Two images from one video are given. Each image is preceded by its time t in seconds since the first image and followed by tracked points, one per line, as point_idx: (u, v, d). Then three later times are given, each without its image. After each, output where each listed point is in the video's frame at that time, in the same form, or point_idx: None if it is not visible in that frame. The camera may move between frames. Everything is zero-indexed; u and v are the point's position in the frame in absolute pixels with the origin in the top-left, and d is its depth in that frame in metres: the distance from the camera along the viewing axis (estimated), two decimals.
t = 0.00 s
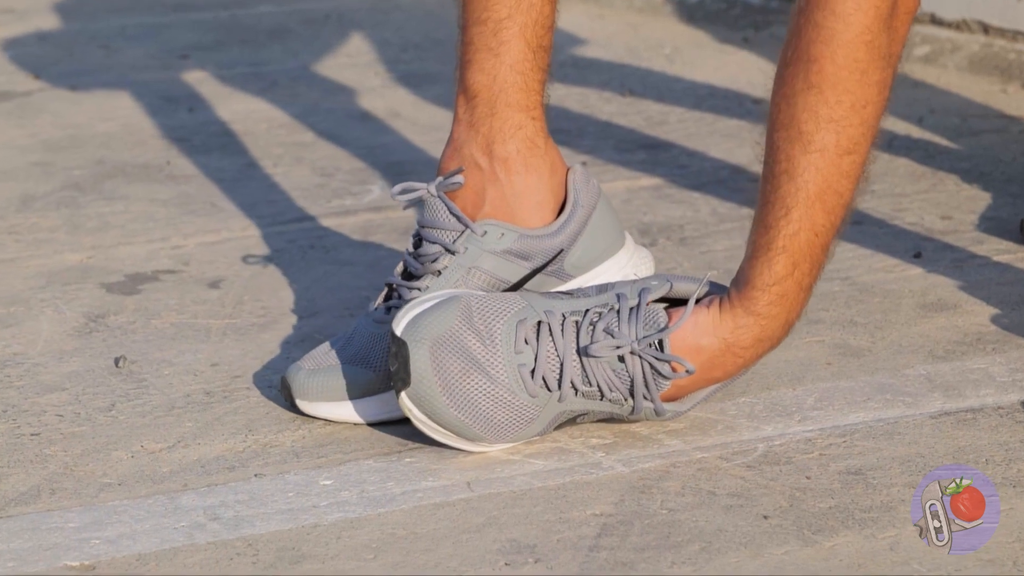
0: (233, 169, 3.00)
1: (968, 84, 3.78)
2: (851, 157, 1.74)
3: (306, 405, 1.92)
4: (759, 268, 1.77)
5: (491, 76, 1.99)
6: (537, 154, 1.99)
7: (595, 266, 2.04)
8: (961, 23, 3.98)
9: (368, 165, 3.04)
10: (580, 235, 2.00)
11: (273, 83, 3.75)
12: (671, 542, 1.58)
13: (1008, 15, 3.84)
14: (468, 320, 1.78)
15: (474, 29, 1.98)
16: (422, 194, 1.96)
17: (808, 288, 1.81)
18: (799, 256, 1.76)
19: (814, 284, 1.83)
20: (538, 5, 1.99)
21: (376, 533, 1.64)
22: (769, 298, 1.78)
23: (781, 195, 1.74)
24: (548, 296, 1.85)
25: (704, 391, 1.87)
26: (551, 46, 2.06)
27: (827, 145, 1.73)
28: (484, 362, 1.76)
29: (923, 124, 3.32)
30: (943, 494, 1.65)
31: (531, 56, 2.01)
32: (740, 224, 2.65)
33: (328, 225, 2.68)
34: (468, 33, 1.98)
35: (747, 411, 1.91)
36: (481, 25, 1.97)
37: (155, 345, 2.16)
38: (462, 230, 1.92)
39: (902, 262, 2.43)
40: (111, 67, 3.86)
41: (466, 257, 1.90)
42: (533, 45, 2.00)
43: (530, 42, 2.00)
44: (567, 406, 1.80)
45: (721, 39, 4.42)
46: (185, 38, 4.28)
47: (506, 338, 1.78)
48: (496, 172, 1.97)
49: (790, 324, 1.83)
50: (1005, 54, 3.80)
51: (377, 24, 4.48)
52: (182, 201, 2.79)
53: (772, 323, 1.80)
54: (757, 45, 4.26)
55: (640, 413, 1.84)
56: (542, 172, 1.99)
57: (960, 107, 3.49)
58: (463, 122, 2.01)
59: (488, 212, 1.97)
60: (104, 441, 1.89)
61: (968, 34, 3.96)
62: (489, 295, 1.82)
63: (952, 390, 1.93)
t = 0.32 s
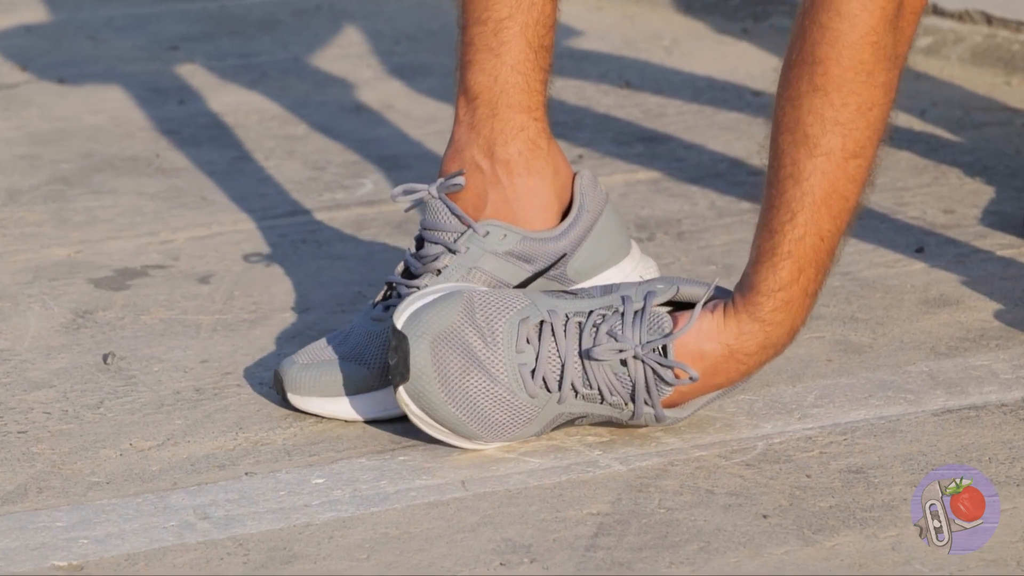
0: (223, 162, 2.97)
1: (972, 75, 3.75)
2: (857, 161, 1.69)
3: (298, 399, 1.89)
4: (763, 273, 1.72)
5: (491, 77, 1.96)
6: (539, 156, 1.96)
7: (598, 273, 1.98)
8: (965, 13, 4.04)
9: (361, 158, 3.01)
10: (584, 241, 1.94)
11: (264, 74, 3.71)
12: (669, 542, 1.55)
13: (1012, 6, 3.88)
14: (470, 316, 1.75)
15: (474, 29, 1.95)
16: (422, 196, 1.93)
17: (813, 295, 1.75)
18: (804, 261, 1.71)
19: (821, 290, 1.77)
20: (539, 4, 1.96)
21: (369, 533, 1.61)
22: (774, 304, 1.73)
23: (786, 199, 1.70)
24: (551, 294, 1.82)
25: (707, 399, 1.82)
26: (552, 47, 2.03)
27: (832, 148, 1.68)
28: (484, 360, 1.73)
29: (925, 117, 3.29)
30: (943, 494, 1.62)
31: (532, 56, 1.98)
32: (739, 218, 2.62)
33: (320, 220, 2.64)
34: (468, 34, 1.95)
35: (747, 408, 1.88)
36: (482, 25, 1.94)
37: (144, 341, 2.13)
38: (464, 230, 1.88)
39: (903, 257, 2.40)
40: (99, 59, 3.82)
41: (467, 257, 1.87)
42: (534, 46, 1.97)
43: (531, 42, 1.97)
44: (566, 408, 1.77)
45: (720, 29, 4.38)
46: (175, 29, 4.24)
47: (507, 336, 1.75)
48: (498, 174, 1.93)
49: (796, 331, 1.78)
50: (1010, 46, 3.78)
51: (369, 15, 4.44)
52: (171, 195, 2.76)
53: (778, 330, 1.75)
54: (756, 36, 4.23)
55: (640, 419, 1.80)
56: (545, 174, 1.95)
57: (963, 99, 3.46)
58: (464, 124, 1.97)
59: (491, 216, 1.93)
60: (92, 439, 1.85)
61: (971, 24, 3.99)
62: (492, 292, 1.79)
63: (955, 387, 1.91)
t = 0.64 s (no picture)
0: (214, 155, 2.93)
1: (974, 67, 3.72)
2: (862, 164, 1.66)
3: (289, 392, 1.86)
4: (767, 279, 1.68)
5: (494, 79, 1.93)
6: (542, 159, 1.92)
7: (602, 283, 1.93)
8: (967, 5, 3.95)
9: (355, 151, 2.97)
10: (589, 248, 1.89)
11: (256, 67, 3.67)
12: (667, 541, 1.53)
13: None
14: (471, 314, 1.71)
15: (476, 30, 1.91)
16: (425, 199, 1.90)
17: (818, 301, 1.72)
18: (809, 267, 1.67)
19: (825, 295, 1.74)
20: (541, 5, 1.92)
21: (361, 532, 1.58)
22: (778, 311, 1.69)
23: (791, 204, 1.66)
24: (555, 294, 1.78)
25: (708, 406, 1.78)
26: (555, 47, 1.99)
27: (837, 152, 1.65)
28: (484, 361, 1.69)
29: (927, 109, 3.26)
30: (943, 494, 1.59)
31: (535, 57, 1.94)
32: (738, 212, 2.60)
33: (312, 214, 2.61)
34: (470, 35, 1.92)
35: (746, 406, 1.86)
36: (483, 26, 1.91)
37: (133, 337, 2.10)
38: (467, 230, 1.84)
39: (905, 251, 2.38)
40: (88, 51, 3.79)
41: (469, 258, 1.82)
42: (537, 47, 1.94)
43: (533, 43, 1.93)
44: (566, 412, 1.73)
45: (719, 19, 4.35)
46: (166, 21, 4.20)
47: (509, 338, 1.71)
48: (500, 177, 1.90)
49: (799, 338, 1.74)
50: (1012, 37, 3.76)
51: (363, 6, 4.41)
52: (161, 189, 2.72)
53: (782, 337, 1.71)
54: (755, 27, 4.20)
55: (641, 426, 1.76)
56: (548, 177, 1.92)
57: (965, 91, 3.44)
58: (466, 127, 1.94)
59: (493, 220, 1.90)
60: (80, 437, 1.82)
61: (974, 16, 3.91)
62: (496, 289, 1.75)
63: (958, 383, 1.88)
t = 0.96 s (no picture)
0: (204, 148, 2.90)
1: (977, 59, 3.70)
2: (868, 169, 1.63)
3: (281, 384, 1.83)
4: (772, 286, 1.65)
5: (495, 82, 1.90)
6: (545, 163, 1.89)
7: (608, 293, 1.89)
8: None
9: (348, 145, 2.94)
10: (595, 258, 1.85)
11: (247, 58, 3.64)
12: (665, 541, 1.50)
13: None
14: (474, 317, 1.68)
15: (477, 32, 1.89)
16: (427, 203, 1.86)
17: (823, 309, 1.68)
18: (816, 273, 1.64)
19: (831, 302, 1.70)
20: (543, 6, 1.90)
21: (354, 532, 1.55)
22: (784, 318, 1.66)
23: (796, 209, 1.63)
24: (559, 296, 1.74)
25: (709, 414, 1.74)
26: (559, 50, 1.96)
27: (843, 156, 1.61)
28: (486, 365, 1.66)
29: (929, 102, 3.23)
30: (943, 494, 1.56)
31: (537, 60, 1.91)
32: (736, 207, 2.57)
33: (304, 208, 2.58)
34: (471, 37, 1.90)
35: (746, 403, 1.83)
36: (485, 28, 1.89)
37: (122, 333, 2.07)
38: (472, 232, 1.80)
39: (907, 246, 2.35)
40: (76, 43, 3.75)
41: (472, 260, 1.78)
42: (539, 49, 1.91)
43: (535, 46, 1.90)
44: (566, 417, 1.70)
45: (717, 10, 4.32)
46: (155, 13, 4.16)
47: (511, 342, 1.67)
48: (503, 182, 1.87)
49: (805, 346, 1.71)
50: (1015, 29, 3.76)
51: None
52: (151, 183, 2.69)
53: (788, 345, 1.68)
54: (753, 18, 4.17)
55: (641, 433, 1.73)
56: (551, 181, 1.88)
57: (967, 84, 3.41)
58: (468, 131, 1.91)
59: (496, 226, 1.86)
60: (68, 434, 1.79)
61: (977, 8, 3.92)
62: (501, 291, 1.71)
63: (960, 380, 1.85)
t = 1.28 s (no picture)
0: (194, 142, 2.87)
1: (980, 51, 3.67)
2: (874, 179, 1.60)
3: (273, 371, 1.81)
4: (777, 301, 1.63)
5: (499, 90, 1.86)
6: (550, 171, 1.85)
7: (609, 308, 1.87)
8: None
9: (340, 138, 2.91)
10: (603, 275, 1.83)
11: (238, 51, 3.60)
12: (662, 541, 1.47)
13: None
14: (477, 320, 1.64)
15: (480, 40, 1.85)
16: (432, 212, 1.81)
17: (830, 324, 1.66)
18: (823, 288, 1.61)
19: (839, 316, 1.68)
20: (547, 13, 1.86)
21: (347, 531, 1.52)
22: (791, 334, 1.64)
23: (802, 222, 1.60)
24: (563, 299, 1.70)
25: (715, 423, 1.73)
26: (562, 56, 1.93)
27: (848, 167, 1.59)
28: (485, 369, 1.63)
29: (931, 95, 3.21)
30: (943, 494, 1.54)
31: (541, 67, 1.88)
32: (735, 201, 2.54)
33: (296, 202, 2.55)
34: (474, 45, 1.86)
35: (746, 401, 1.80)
36: (488, 35, 1.85)
37: (111, 330, 2.04)
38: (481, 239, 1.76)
39: (909, 241, 2.32)
40: (65, 35, 3.71)
41: (479, 266, 1.74)
42: (543, 56, 1.88)
43: (539, 53, 1.87)
44: (565, 423, 1.67)
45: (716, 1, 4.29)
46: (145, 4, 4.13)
47: (513, 348, 1.64)
48: (507, 191, 1.83)
49: (814, 360, 1.68)
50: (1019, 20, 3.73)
51: None
52: (140, 177, 2.66)
53: (795, 360, 1.65)
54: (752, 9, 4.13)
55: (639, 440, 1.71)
56: (557, 190, 1.84)
57: (969, 76, 3.38)
58: (471, 141, 1.88)
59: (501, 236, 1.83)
60: (55, 433, 1.76)
61: None
62: (505, 292, 1.67)
63: (963, 377, 1.83)
